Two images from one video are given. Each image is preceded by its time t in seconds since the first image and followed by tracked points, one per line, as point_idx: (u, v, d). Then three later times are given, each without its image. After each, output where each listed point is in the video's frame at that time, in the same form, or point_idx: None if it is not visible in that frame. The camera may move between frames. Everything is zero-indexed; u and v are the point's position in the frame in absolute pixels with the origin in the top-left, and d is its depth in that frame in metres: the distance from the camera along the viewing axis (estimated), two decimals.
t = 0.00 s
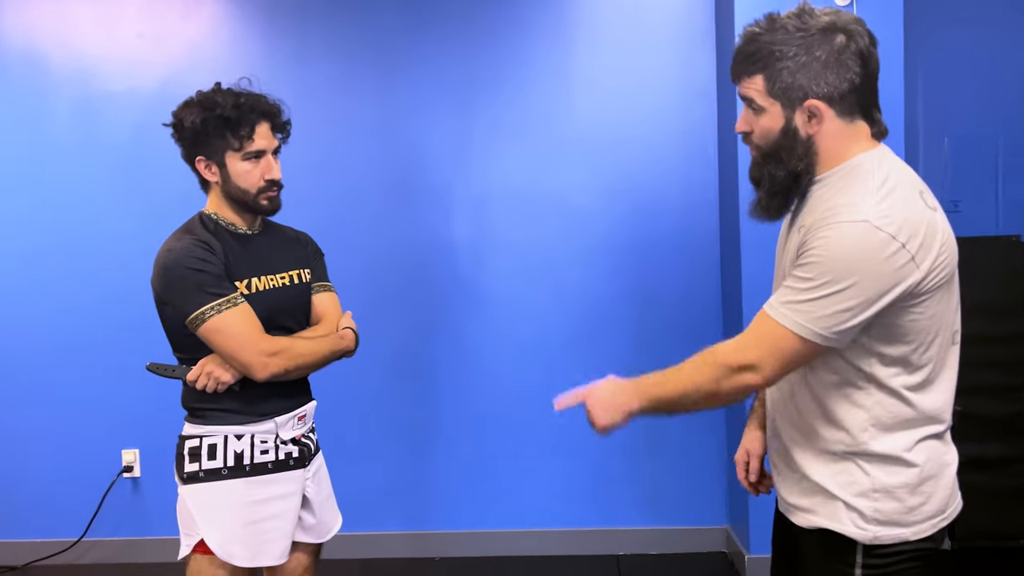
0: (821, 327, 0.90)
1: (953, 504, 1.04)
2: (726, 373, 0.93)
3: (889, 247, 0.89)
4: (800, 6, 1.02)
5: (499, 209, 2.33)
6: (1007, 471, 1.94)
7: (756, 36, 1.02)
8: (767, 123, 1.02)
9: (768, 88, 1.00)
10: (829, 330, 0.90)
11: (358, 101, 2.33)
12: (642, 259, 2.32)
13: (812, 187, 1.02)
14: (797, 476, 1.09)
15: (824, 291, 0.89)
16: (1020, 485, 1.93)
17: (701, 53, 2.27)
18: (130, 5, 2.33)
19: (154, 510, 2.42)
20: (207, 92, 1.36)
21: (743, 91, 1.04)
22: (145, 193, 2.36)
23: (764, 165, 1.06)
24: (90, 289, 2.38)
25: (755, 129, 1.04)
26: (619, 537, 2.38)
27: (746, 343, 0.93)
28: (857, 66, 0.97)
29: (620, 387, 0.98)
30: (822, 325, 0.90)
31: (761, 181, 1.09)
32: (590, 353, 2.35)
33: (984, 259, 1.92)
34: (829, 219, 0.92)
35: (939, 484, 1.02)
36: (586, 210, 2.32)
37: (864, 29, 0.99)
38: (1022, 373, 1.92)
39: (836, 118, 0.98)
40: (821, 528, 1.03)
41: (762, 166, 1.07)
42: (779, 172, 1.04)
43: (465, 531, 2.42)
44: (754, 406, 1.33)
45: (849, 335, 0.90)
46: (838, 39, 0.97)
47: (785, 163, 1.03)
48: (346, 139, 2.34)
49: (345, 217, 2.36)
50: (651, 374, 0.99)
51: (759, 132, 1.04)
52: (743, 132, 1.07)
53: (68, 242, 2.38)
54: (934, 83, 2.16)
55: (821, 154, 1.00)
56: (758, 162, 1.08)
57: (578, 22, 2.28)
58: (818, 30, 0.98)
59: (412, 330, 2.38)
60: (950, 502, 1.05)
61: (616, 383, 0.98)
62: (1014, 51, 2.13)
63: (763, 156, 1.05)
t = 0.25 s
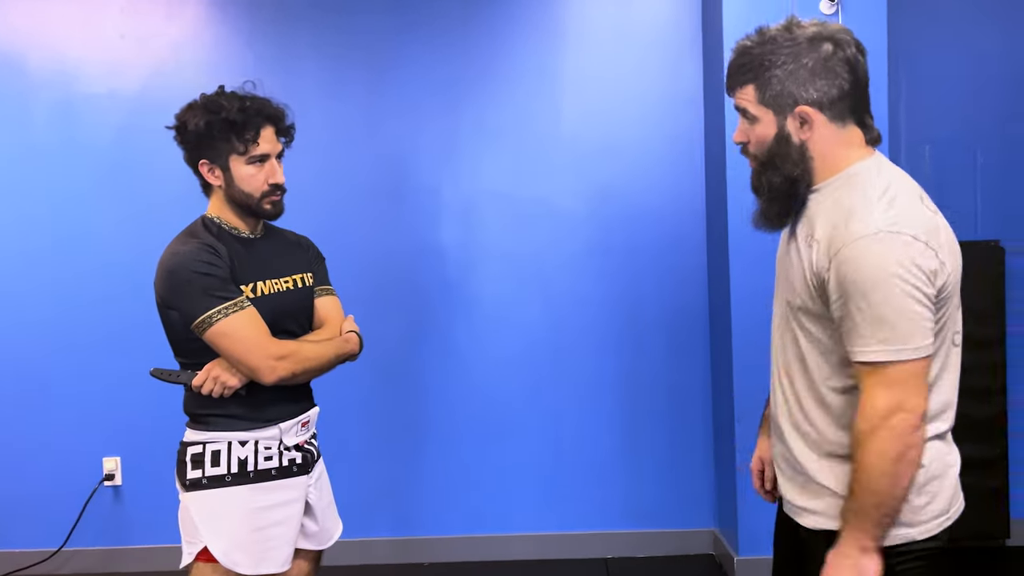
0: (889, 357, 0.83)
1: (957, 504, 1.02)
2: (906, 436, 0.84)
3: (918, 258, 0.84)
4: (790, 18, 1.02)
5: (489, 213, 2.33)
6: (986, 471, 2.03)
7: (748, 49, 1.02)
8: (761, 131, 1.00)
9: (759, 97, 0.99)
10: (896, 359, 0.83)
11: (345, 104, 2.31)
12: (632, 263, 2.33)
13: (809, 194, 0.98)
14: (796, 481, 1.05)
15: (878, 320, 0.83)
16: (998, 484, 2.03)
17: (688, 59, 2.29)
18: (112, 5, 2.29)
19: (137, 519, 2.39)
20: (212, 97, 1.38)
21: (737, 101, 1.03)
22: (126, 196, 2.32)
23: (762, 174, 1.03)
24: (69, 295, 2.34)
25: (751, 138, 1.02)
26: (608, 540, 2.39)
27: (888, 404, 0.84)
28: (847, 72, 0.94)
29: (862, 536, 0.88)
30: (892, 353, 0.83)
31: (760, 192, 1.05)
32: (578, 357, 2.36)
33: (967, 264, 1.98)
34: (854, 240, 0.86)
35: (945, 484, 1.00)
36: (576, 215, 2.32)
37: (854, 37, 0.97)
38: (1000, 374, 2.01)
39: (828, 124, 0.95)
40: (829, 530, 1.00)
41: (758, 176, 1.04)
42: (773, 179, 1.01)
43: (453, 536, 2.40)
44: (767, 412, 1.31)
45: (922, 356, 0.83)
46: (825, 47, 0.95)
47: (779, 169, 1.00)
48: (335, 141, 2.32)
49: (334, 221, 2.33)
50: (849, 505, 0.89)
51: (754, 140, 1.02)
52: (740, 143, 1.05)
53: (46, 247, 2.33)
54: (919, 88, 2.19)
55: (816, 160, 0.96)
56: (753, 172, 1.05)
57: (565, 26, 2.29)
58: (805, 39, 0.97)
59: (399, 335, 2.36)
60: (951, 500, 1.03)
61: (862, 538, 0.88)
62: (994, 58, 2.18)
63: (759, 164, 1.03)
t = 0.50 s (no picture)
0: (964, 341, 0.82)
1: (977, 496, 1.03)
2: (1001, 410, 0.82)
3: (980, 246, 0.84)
4: (831, 16, 1.03)
5: (486, 215, 2.33)
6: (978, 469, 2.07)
7: (788, 40, 1.03)
8: (792, 125, 1.02)
9: (797, 91, 1.00)
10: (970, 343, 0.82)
11: (340, 105, 2.30)
12: (627, 264, 2.34)
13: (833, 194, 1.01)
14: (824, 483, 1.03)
15: (950, 304, 0.82)
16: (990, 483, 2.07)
17: (683, 62, 2.30)
18: (104, 5, 2.26)
19: (129, 523, 2.36)
20: (227, 96, 1.37)
21: (770, 93, 1.04)
22: (117, 197, 2.29)
23: (787, 169, 1.05)
24: (60, 298, 2.31)
25: (779, 131, 1.04)
26: (603, 541, 2.39)
27: (979, 385, 0.82)
28: (884, 78, 0.97)
29: (994, 530, 0.82)
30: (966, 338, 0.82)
31: (783, 186, 1.07)
32: (573, 359, 2.37)
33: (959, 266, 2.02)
34: (914, 230, 0.86)
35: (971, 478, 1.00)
36: (572, 216, 2.33)
37: (894, 44, 0.99)
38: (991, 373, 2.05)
39: (859, 126, 0.97)
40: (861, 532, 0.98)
41: (783, 170, 1.05)
42: (801, 175, 1.02)
43: (448, 539, 2.40)
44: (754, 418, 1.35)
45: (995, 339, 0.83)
46: (867, 49, 0.97)
47: (808, 166, 1.01)
48: (330, 142, 2.30)
49: (327, 223, 2.32)
50: (971, 501, 0.83)
51: (783, 134, 1.04)
52: (766, 134, 1.07)
53: (35, 248, 2.29)
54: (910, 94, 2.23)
55: (844, 159, 0.99)
56: (777, 166, 1.07)
57: (561, 28, 2.29)
58: (848, 39, 0.98)
59: (393, 337, 2.35)
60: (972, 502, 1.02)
61: (996, 533, 0.82)
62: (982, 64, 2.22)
63: (785, 159, 1.05)
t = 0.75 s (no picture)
0: (989, 338, 0.89)
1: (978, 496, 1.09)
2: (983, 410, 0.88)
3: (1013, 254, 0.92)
4: (864, 15, 1.08)
5: (480, 216, 2.33)
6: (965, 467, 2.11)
7: (823, 41, 1.08)
8: (831, 124, 1.06)
9: (837, 90, 1.05)
10: (992, 341, 0.89)
11: (334, 106, 2.29)
12: (621, 265, 2.36)
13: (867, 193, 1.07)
14: (836, 472, 1.10)
15: (981, 301, 0.89)
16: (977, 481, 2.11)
17: (676, 66, 2.33)
18: (96, 4, 2.24)
19: (118, 525, 2.34)
20: (220, 94, 1.42)
21: (805, 92, 1.09)
22: (109, 196, 2.27)
23: (822, 167, 1.09)
24: (51, 298, 2.28)
25: (815, 132, 1.09)
26: (595, 541, 2.41)
27: (989, 381, 0.89)
28: (919, 74, 1.02)
29: (902, 495, 0.86)
30: (991, 336, 0.89)
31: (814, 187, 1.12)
32: (566, 359, 2.38)
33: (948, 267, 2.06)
34: (960, 238, 0.92)
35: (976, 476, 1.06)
36: (567, 217, 2.34)
37: (923, 43, 1.05)
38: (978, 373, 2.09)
39: (897, 125, 1.03)
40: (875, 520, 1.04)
41: (818, 169, 1.10)
42: (839, 174, 1.07)
43: (440, 539, 2.40)
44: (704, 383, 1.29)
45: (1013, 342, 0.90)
46: (903, 47, 1.02)
47: (847, 165, 1.06)
48: (324, 142, 2.30)
49: (321, 223, 2.31)
50: (898, 464, 0.87)
51: (820, 134, 1.08)
52: (801, 134, 1.12)
53: (25, 248, 2.27)
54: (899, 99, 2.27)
55: (881, 159, 1.05)
56: (812, 164, 1.12)
57: (556, 31, 2.30)
58: (885, 37, 1.03)
59: (387, 337, 2.35)
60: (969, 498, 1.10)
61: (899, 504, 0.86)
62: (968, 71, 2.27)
63: (821, 158, 1.09)
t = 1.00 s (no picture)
0: (972, 347, 0.91)
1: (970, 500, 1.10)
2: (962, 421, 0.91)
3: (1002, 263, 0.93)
4: (860, 23, 1.09)
5: (471, 218, 2.34)
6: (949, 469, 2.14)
7: (819, 48, 1.09)
8: (826, 129, 1.08)
9: (831, 95, 1.06)
10: (974, 350, 0.91)
11: (325, 107, 2.29)
12: (610, 268, 2.37)
13: (866, 197, 1.09)
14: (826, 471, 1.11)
15: (966, 311, 0.91)
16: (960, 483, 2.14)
17: (666, 71, 2.35)
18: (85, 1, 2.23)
19: (103, 527, 2.32)
20: (206, 96, 1.41)
21: (802, 98, 1.10)
22: (97, 195, 2.26)
23: (819, 171, 1.11)
24: (38, 297, 2.27)
25: (812, 136, 1.11)
26: (582, 542, 2.42)
27: (966, 389, 0.91)
28: (913, 80, 1.04)
29: (891, 508, 0.90)
30: (974, 345, 0.91)
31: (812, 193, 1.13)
32: (555, 360, 2.39)
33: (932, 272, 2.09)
34: (951, 242, 0.93)
35: (966, 480, 1.08)
36: (556, 220, 2.35)
37: (917, 48, 1.06)
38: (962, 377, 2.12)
39: (891, 129, 1.04)
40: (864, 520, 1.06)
41: (816, 174, 1.11)
42: (834, 177, 1.09)
43: (428, 540, 2.40)
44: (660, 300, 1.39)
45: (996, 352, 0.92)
46: (897, 53, 1.04)
47: (842, 169, 1.08)
48: (314, 142, 2.29)
49: (310, 224, 2.31)
50: (881, 481, 0.92)
51: (815, 137, 1.10)
52: (798, 139, 1.14)
53: (10, 247, 2.25)
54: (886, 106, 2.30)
55: (874, 161, 1.06)
56: (809, 167, 1.13)
57: (547, 34, 2.31)
58: (878, 44, 1.04)
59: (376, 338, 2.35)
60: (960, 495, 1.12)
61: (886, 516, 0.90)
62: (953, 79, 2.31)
63: (817, 162, 1.11)
